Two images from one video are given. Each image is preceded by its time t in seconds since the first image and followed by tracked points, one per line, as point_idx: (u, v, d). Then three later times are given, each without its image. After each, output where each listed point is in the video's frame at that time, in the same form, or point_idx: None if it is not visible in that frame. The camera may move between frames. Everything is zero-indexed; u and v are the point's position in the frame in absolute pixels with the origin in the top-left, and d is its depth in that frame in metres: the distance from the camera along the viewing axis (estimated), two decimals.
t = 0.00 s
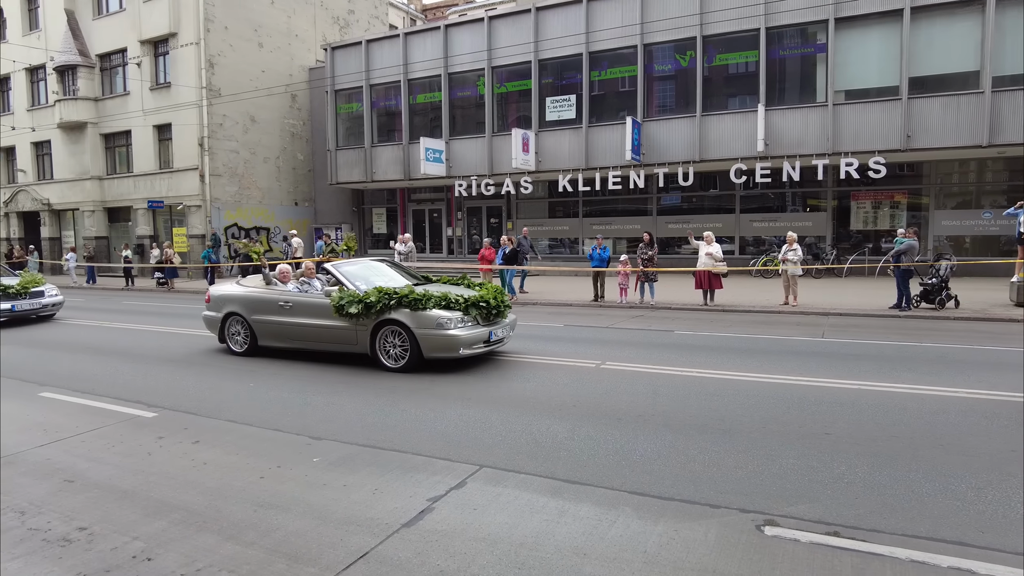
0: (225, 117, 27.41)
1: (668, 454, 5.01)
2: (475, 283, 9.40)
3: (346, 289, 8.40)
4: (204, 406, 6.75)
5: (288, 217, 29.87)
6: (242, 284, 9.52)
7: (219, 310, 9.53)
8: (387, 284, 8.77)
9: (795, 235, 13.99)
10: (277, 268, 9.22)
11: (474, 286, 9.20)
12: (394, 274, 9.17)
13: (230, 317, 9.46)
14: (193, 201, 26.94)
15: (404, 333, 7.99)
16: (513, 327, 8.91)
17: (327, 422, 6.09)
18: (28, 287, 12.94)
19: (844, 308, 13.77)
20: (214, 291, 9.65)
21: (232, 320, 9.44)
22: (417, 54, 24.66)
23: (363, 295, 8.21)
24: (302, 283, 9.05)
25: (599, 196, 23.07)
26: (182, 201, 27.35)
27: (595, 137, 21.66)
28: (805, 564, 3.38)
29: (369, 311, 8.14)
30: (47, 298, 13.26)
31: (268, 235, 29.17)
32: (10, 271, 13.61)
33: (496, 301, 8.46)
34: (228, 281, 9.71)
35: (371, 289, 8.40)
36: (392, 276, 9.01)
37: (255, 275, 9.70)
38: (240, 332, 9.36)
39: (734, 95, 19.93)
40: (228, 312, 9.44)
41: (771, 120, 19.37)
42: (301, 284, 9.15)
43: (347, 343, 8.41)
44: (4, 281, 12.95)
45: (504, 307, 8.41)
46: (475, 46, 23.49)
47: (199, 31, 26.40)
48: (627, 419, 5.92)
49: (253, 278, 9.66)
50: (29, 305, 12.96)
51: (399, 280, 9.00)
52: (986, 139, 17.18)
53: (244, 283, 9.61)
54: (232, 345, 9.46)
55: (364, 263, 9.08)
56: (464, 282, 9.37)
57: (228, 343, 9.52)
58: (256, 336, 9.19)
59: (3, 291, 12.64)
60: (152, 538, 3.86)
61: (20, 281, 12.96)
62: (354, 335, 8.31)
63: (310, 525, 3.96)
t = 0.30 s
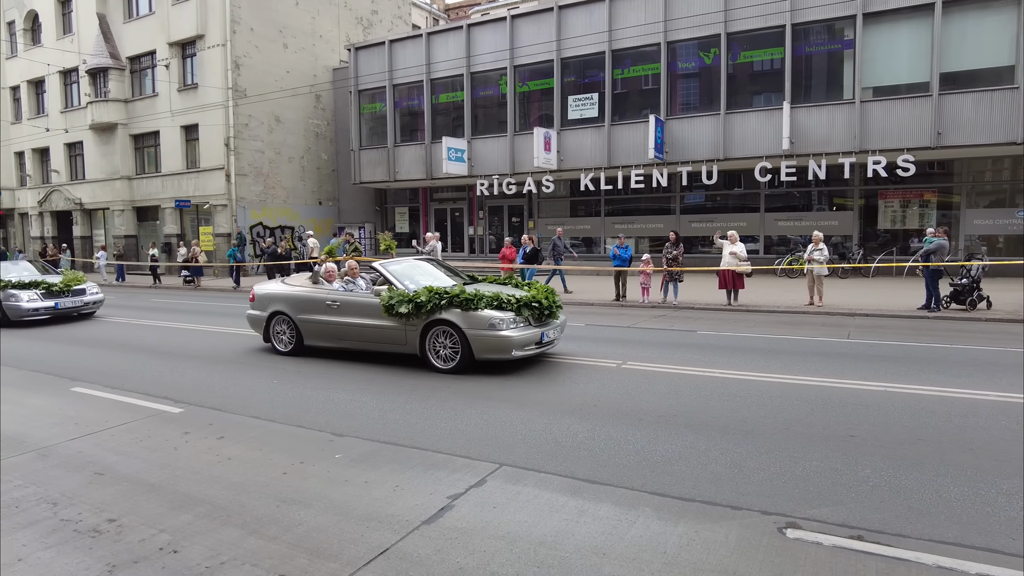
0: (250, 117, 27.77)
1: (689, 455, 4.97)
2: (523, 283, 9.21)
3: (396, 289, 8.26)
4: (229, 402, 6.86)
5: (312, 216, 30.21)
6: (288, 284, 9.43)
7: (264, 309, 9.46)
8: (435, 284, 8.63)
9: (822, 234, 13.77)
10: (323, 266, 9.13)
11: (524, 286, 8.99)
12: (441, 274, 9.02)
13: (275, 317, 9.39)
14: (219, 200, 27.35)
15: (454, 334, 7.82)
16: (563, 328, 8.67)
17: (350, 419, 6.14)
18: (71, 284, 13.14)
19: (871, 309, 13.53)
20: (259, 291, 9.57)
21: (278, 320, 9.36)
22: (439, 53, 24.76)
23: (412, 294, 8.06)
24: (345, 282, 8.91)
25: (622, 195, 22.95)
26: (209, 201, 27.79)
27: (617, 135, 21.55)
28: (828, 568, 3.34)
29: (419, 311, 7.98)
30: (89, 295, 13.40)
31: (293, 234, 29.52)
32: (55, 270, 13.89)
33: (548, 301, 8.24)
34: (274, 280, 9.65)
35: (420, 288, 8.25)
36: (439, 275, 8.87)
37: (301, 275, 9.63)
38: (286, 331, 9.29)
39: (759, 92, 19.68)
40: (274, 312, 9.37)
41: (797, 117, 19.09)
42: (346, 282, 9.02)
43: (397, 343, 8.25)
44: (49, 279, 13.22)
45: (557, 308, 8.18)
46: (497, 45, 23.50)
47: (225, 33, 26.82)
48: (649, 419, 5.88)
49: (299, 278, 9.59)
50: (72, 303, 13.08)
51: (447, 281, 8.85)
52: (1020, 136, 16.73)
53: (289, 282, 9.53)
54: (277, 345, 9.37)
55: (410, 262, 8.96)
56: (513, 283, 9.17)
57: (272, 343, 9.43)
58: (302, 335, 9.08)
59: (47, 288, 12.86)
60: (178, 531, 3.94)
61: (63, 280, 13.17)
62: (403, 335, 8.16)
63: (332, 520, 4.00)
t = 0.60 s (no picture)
0: (270, 118, 28.05)
1: (707, 457, 4.93)
2: (568, 284, 8.95)
3: (440, 289, 8.03)
4: (247, 400, 6.94)
5: (331, 216, 30.45)
6: (327, 284, 9.27)
7: (303, 309, 9.31)
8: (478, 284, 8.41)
9: (842, 235, 13.60)
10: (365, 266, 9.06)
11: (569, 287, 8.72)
12: (483, 275, 8.82)
13: (315, 317, 9.24)
14: (239, 200, 27.67)
15: (501, 336, 7.59)
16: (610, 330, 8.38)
17: (365, 418, 6.17)
18: (104, 283, 13.30)
19: (893, 310, 13.33)
20: (298, 291, 9.42)
21: (318, 321, 9.22)
22: (457, 53, 24.83)
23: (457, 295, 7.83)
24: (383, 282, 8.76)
25: (639, 194, 22.82)
26: (229, 201, 28.11)
27: (634, 134, 21.44)
28: (846, 572, 3.29)
29: (465, 312, 7.75)
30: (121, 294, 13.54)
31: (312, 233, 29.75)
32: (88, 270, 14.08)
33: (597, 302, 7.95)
34: (313, 279, 9.51)
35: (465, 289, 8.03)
36: (481, 276, 8.67)
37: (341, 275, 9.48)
38: (325, 332, 9.14)
39: (778, 91, 19.49)
40: (313, 312, 9.22)
41: (818, 116, 18.86)
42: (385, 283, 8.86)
43: (441, 345, 8.05)
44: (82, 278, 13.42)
45: (608, 309, 7.89)
46: (514, 45, 23.52)
47: (245, 34, 27.14)
48: (665, 420, 5.84)
49: (338, 278, 9.43)
50: (105, 302, 13.23)
51: (491, 282, 8.61)
52: None
53: (328, 282, 9.36)
54: (316, 346, 9.23)
55: (452, 263, 8.76)
56: (557, 283, 8.91)
57: (311, 344, 9.29)
58: (343, 336, 8.94)
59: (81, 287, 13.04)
60: (196, 527, 3.98)
61: (96, 279, 13.34)
62: (448, 336, 7.95)
63: (348, 518, 4.03)
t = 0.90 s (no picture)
0: (285, 118, 28.26)
1: (721, 457, 4.90)
2: (613, 284, 8.69)
3: (484, 289, 7.82)
4: (263, 397, 7.01)
5: (346, 215, 30.62)
6: (366, 284, 9.08)
7: (341, 310, 9.15)
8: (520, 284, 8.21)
9: (860, 233, 13.44)
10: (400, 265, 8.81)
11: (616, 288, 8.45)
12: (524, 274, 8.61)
13: (353, 317, 9.07)
14: (255, 199, 27.93)
15: (548, 338, 7.34)
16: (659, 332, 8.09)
17: (380, 416, 6.20)
18: (133, 282, 13.42)
19: (911, 310, 13.14)
20: (336, 291, 9.25)
21: (356, 321, 9.04)
22: (471, 53, 24.87)
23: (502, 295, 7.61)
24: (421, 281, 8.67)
25: (654, 192, 22.69)
26: (245, 200, 28.38)
27: (649, 133, 21.34)
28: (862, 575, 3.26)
29: (510, 313, 7.52)
30: (149, 293, 13.64)
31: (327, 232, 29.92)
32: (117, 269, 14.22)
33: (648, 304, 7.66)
34: (350, 279, 9.33)
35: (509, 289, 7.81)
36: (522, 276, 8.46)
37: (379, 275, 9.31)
38: (363, 332, 8.97)
39: (795, 89, 19.29)
40: (352, 311, 9.03)
41: (835, 114, 18.66)
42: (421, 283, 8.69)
43: (484, 347, 7.82)
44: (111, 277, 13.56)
45: (659, 310, 7.61)
46: (529, 44, 23.50)
47: (261, 35, 27.37)
48: (680, 421, 5.80)
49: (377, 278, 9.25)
50: (133, 301, 13.35)
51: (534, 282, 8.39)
52: None
53: (367, 282, 9.17)
54: (354, 347, 9.06)
55: (492, 262, 8.56)
56: (602, 283, 8.65)
57: (349, 344, 9.12)
58: (381, 337, 8.75)
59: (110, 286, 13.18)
60: (212, 523, 4.03)
61: (125, 278, 13.47)
62: (492, 338, 7.73)
63: (361, 516, 4.05)
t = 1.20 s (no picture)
0: (299, 118, 28.45)
1: (735, 458, 4.88)
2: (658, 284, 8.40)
3: (528, 290, 7.58)
4: (278, 395, 7.08)
5: (359, 214, 30.79)
6: (402, 284, 8.86)
7: (376, 310, 8.93)
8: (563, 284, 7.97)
9: (876, 233, 13.31)
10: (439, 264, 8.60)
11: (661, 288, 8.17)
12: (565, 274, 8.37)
13: (388, 318, 8.85)
14: (269, 199, 28.16)
15: (596, 341, 7.08)
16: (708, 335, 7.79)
17: (393, 414, 6.24)
18: (159, 282, 13.55)
19: (928, 311, 12.99)
20: (371, 291, 9.04)
21: (392, 322, 8.83)
22: (484, 52, 24.89)
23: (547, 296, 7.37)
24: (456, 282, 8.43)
25: (667, 192, 22.57)
26: (259, 199, 28.61)
27: (663, 132, 21.25)
28: None
29: (557, 315, 7.27)
30: (175, 293, 13.75)
31: (341, 232, 30.09)
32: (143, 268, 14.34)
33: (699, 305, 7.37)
34: (386, 279, 9.12)
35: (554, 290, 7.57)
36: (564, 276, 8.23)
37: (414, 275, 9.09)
38: (399, 334, 8.75)
39: (811, 87, 19.13)
40: (387, 312, 8.81)
41: (851, 112, 18.48)
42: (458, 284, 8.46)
43: (527, 349, 7.58)
44: (138, 276, 13.69)
45: (711, 312, 7.32)
46: (542, 43, 23.48)
47: (276, 35, 27.59)
48: (694, 421, 5.77)
49: (413, 278, 9.02)
50: (159, 301, 13.45)
51: (577, 283, 8.14)
52: None
53: (403, 282, 8.94)
54: (390, 348, 8.85)
55: (532, 262, 8.34)
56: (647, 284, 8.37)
57: (385, 345, 8.92)
58: (419, 338, 8.54)
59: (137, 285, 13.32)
60: (227, 519, 4.07)
61: (151, 278, 13.61)
62: (536, 340, 7.49)
63: (374, 513, 4.08)
